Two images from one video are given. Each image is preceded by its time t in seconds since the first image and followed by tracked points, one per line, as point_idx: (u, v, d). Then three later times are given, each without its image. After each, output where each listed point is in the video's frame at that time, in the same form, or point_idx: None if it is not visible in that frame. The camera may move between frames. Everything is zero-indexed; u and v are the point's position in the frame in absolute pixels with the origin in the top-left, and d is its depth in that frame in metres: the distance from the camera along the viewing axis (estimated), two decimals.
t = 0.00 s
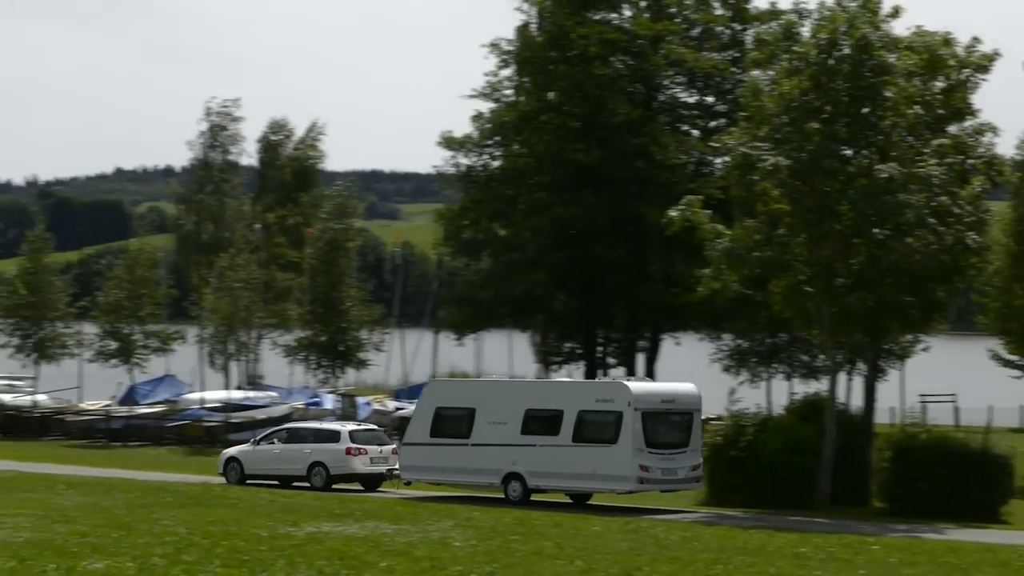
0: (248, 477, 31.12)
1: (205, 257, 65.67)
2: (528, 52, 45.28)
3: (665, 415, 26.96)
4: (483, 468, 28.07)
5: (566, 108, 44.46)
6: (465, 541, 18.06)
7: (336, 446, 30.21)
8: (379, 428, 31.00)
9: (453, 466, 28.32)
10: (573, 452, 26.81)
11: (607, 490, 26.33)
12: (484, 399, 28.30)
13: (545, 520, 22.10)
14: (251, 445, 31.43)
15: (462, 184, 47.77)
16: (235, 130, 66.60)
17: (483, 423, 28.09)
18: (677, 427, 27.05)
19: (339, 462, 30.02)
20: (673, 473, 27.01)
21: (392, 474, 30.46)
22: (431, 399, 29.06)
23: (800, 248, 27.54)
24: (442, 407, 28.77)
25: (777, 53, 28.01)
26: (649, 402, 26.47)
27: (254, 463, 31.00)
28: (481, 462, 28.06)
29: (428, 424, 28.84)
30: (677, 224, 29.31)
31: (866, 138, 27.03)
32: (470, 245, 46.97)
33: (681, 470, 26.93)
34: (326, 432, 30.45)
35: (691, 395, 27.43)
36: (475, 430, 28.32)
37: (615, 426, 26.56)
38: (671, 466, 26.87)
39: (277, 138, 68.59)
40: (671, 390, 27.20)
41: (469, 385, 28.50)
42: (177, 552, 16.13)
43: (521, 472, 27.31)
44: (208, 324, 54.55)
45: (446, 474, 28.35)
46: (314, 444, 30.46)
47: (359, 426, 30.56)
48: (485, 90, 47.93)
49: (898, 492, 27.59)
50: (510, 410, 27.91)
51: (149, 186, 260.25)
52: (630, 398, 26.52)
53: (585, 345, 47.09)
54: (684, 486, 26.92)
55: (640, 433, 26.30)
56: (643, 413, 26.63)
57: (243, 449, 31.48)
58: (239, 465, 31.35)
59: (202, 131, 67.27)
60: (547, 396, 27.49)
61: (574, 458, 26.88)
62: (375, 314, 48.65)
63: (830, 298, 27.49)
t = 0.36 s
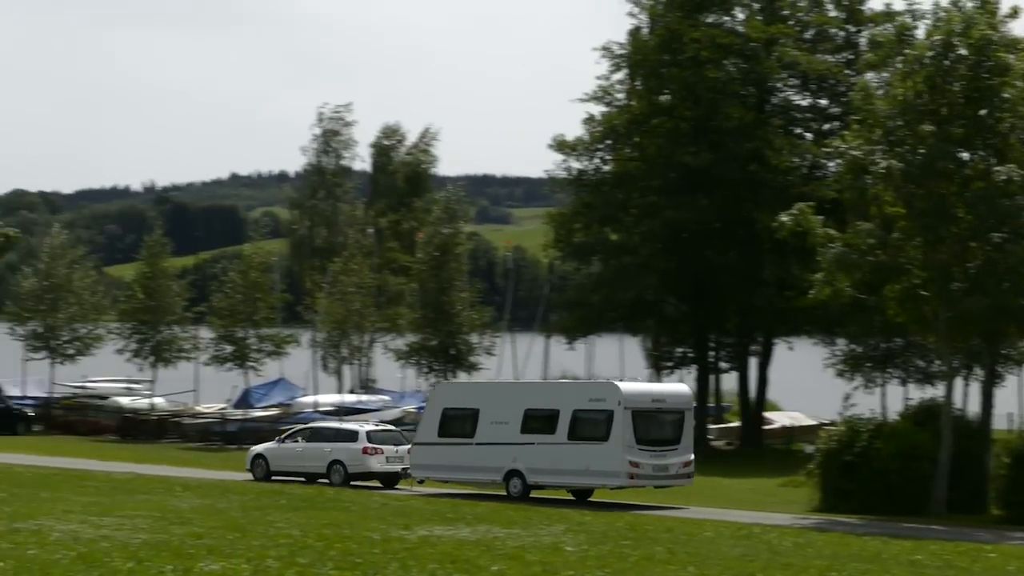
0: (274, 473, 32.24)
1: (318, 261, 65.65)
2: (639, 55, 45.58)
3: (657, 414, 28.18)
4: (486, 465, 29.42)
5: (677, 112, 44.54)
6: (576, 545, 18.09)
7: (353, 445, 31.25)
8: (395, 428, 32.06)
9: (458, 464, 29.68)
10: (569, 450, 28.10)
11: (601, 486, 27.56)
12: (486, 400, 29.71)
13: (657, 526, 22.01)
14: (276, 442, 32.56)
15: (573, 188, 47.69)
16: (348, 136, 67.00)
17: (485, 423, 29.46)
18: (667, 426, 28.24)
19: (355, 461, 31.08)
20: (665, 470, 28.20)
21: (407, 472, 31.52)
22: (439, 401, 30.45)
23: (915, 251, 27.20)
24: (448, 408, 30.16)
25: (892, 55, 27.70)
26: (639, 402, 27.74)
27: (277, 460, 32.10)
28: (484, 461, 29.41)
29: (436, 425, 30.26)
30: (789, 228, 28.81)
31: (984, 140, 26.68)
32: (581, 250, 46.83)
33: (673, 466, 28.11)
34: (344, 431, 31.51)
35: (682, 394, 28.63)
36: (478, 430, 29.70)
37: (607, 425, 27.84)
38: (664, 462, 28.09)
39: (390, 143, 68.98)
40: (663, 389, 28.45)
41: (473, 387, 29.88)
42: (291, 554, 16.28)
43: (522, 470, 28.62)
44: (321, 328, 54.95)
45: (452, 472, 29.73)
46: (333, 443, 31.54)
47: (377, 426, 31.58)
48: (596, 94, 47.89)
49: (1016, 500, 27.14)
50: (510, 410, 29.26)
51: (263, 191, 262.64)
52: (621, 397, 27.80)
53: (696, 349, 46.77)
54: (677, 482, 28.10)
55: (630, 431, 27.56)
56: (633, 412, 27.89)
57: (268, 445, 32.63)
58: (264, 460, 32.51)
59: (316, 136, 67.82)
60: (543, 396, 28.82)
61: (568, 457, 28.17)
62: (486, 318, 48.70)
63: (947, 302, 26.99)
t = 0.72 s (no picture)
0: (289, 476, 34.38)
1: (413, 271, 67.04)
2: (736, 64, 45.48)
3: (641, 422, 30.33)
4: (484, 469, 31.51)
5: (773, 120, 44.46)
6: (670, 555, 18.07)
7: (361, 449, 33.50)
8: (402, 434, 34.26)
9: (458, 467, 31.75)
10: (558, 456, 30.18)
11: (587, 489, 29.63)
12: (485, 406, 31.76)
13: (753, 537, 21.91)
14: (291, 447, 34.76)
15: (669, 197, 47.65)
16: (442, 146, 67.25)
17: (484, 428, 31.51)
18: (651, 433, 30.37)
19: (364, 463, 33.32)
20: (648, 475, 30.33)
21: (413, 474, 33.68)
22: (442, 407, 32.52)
23: (1014, 259, 26.52)
24: (451, 414, 32.21)
25: (991, 64, 27.58)
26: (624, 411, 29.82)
27: (292, 463, 34.27)
28: (481, 464, 31.45)
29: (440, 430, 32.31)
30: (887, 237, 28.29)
31: None
32: (676, 258, 47.03)
33: (657, 471, 30.27)
34: (354, 436, 33.75)
35: (666, 404, 30.75)
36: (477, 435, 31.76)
37: (593, 432, 29.94)
38: (646, 467, 30.19)
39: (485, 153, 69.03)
40: (647, 399, 30.60)
41: (473, 395, 31.91)
42: (386, 562, 16.41)
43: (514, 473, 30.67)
44: (417, 337, 55.24)
45: (454, 475, 31.80)
46: (343, 447, 33.75)
47: (384, 432, 33.86)
48: (692, 102, 47.78)
49: None
50: (505, 417, 31.32)
51: (358, 202, 264.11)
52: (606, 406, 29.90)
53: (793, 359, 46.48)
54: (658, 486, 30.18)
55: (614, 438, 29.66)
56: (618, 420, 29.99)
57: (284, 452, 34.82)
58: (281, 465, 34.67)
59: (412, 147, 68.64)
60: (535, 405, 30.93)
61: (556, 461, 30.28)
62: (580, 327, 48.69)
63: None
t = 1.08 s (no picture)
0: (292, 480, 35.21)
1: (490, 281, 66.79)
2: (813, 73, 45.23)
3: (617, 430, 31.29)
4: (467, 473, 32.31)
5: (853, 130, 44.19)
6: (750, 567, 17.96)
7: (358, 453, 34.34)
8: (397, 437, 35.14)
9: (441, 471, 32.59)
10: (536, 461, 31.09)
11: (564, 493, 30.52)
12: (468, 413, 32.65)
13: (832, 549, 21.75)
14: (294, 452, 35.57)
15: (747, 208, 47.45)
16: (519, 157, 67.26)
17: (466, 435, 32.40)
18: (625, 442, 31.31)
19: (361, 467, 34.18)
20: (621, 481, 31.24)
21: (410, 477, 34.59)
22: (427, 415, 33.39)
23: None
24: (435, 421, 33.06)
25: None
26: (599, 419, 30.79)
27: (292, 467, 35.18)
28: (461, 469, 32.32)
29: (424, 436, 33.14)
30: (968, 248, 27.94)
31: None
32: (755, 268, 46.89)
33: (630, 477, 31.19)
34: (352, 441, 34.58)
35: (642, 414, 31.73)
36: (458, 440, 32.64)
37: (569, 439, 30.88)
38: (621, 473, 31.13)
39: (562, 163, 69.08)
40: (622, 408, 31.58)
41: (457, 403, 32.78)
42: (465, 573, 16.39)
43: (494, 478, 31.56)
44: (494, 348, 55.22)
45: (436, 479, 32.64)
46: (342, 452, 34.59)
47: (382, 435, 34.70)
48: (770, 113, 47.58)
49: None
50: (486, 424, 32.22)
51: (435, 212, 264.82)
52: (582, 414, 30.86)
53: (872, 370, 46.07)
54: (631, 492, 31.09)
55: (589, 445, 30.60)
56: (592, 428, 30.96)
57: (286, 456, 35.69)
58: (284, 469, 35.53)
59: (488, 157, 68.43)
60: (514, 412, 31.89)
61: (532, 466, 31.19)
62: (655, 338, 48.54)
63: None
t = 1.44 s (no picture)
0: (298, 476, 37.07)
1: (565, 284, 66.73)
2: (892, 74, 44.76)
3: (599, 428, 32.55)
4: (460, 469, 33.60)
5: (932, 131, 43.92)
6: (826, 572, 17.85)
7: (361, 451, 36.14)
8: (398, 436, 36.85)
9: (435, 467, 33.90)
10: (523, 457, 32.35)
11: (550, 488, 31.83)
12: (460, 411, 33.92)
13: (911, 553, 21.59)
14: (301, 449, 37.39)
15: (825, 210, 47.13)
16: (595, 159, 67.11)
17: (459, 432, 33.69)
18: (607, 439, 32.58)
19: (363, 464, 35.94)
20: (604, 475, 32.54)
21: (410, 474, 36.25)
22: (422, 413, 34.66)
23: None
24: (429, 419, 34.32)
25: None
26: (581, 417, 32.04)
27: (299, 464, 37.06)
28: (454, 465, 33.65)
29: (420, 434, 34.40)
30: None
31: None
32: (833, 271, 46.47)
33: (612, 473, 32.48)
34: (355, 439, 36.36)
35: (623, 411, 32.96)
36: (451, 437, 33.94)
37: (554, 436, 32.15)
38: (604, 468, 32.39)
39: (638, 166, 69.02)
40: (605, 406, 32.82)
41: (449, 402, 34.02)
42: None
43: (485, 474, 32.86)
44: (570, 351, 55.08)
45: (431, 475, 33.96)
46: (346, 449, 36.40)
47: (383, 435, 36.45)
48: (848, 114, 47.26)
49: None
50: (476, 422, 33.50)
51: (510, 216, 264.95)
52: (565, 412, 32.12)
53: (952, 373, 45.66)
54: (612, 487, 32.40)
55: (572, 441, 31.86)
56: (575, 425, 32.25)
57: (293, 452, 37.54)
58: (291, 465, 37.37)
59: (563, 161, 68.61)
60: (502, 411, 33.16)
61: (518, 462, 32.50)
62: (732, 341, 48.33)
63: None
